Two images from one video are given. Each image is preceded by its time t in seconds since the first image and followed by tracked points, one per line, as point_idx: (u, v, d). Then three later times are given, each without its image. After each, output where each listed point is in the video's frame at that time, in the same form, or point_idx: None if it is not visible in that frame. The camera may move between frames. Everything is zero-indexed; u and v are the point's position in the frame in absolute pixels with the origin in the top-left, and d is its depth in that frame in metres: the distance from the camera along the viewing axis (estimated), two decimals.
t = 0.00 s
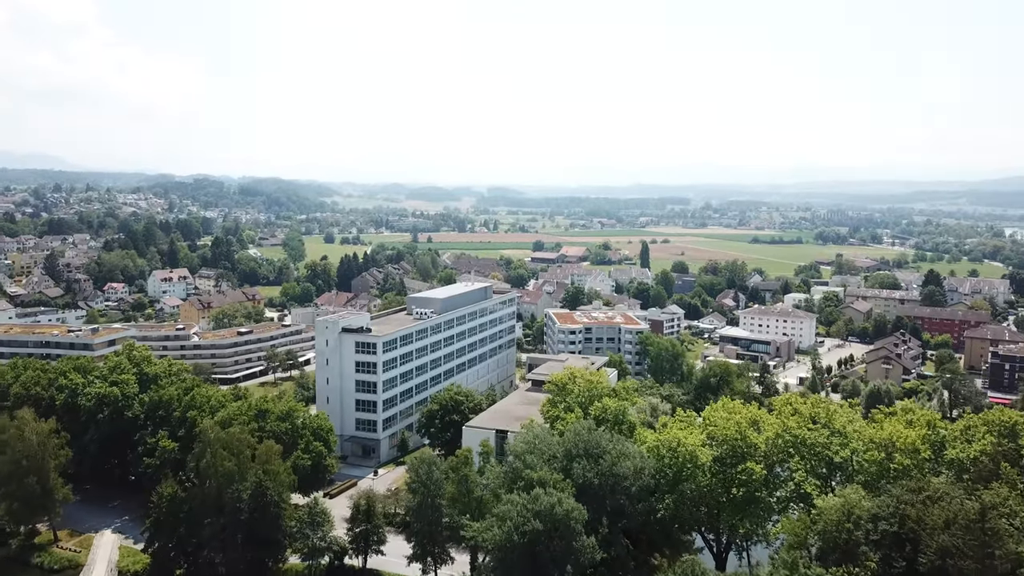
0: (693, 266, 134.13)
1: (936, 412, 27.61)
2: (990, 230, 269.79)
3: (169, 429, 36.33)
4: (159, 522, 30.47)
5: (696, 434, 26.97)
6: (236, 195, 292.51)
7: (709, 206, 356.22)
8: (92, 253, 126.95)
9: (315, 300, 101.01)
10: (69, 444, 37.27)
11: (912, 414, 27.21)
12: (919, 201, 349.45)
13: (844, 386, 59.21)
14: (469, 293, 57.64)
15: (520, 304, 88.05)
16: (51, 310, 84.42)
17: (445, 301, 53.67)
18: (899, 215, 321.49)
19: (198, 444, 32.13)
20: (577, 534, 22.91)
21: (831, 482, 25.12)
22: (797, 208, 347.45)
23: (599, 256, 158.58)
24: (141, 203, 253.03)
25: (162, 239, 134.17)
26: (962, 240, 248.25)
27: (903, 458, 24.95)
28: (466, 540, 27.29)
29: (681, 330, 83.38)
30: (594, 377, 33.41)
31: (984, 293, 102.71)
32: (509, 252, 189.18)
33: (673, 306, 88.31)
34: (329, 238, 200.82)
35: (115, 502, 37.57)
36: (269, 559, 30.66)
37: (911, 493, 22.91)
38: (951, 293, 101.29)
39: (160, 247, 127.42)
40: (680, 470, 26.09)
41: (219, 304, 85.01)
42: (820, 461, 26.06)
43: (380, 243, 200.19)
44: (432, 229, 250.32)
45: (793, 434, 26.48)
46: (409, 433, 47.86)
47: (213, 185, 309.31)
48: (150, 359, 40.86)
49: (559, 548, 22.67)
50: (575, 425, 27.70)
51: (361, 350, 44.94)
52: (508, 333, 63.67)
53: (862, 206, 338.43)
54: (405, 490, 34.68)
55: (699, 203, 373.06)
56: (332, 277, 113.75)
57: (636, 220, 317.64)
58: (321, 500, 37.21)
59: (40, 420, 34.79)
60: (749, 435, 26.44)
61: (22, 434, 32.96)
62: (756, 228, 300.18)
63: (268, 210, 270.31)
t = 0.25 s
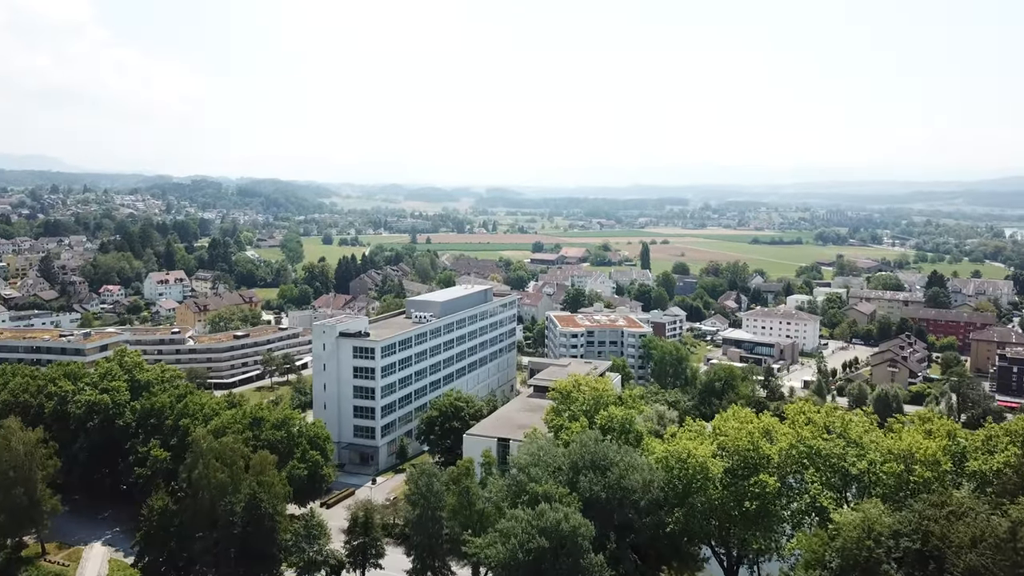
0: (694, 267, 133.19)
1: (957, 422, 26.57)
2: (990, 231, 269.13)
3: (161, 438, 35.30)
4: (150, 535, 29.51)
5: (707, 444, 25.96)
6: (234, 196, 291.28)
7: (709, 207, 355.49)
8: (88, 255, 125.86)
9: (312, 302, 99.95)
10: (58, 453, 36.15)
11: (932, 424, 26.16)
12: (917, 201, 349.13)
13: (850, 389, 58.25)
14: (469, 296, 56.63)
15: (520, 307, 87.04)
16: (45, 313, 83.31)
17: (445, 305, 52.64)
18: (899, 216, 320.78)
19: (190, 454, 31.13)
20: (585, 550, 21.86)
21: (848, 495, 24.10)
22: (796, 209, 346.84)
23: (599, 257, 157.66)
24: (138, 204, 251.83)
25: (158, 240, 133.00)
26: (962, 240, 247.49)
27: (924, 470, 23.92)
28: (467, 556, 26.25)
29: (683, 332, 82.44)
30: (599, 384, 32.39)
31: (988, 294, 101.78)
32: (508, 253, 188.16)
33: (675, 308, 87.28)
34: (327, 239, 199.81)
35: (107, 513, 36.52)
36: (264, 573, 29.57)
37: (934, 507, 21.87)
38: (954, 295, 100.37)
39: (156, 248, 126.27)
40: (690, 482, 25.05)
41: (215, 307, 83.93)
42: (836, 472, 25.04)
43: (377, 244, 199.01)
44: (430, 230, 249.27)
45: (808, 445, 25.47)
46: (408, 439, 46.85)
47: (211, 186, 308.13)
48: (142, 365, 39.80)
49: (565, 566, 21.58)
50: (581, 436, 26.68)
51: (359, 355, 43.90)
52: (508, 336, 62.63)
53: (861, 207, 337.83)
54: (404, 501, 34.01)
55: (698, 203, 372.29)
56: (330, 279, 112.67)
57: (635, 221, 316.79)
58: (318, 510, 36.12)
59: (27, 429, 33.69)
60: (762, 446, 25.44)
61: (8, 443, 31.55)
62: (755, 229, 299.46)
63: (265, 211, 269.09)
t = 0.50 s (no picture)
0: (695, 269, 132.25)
1: (979, 434, 25.57)
2: (991, 231, 268.59)
3: (152, 448, 34.26)
4: (140, 551, 28.45)
5: (718, 456, 24.89)
6: (232, 197, 290.05)
7: (708, 208, 354.73)
8: (84, 257, 124.76)
9: (310, 305, 98.89)
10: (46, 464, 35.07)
11: (953, 436, 25.19)
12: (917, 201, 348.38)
13: (857, 394, 57.25)
14: (469, 300, 55.59)
15: (520, 309, 86.02)
16: (39, 316, 82.23)
17: (444, 308, 51.62)
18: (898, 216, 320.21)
19: (181, 467, 30.08)
20: (593, 569, 20.84)
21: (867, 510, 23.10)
22: (796, 209, 346.27)
23: (599, 258, 156.69)
24: (136, 206, 250.57)
25: (154, 242, 131.85)
26: (963, 240, 246.84)
27: (946, 485, 22.93)
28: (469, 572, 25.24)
29: (685, 335, 81.44)
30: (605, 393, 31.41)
31: (992, 296, 100.93)
32: (508, 254, 187.09)
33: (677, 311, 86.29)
34: (326, 240, 198.72)
35: (96, 524, 35.41)
36: None
37: (960, 524, 20.87)
38: (958, 296, 99.50)
39: (152, 250, 125.11)
40: (702, 497, 24.04)
41: (211, 310, 82.83)
42: (853, 486, 24.03)
43: (376, 245, 197.90)
44: (429, 231, 248.23)
45: (824, 458, 24.44)
46: (407, 447, 45.81)
47: (208, 187, 306.78)
48: (133, 372, 38.73)
49: None
50: (587, 448, 25.70)
51: (357, 361, 42.86)
52: (509, 341, 61.62)
53: (861, 208, 337.35)
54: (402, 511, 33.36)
55: (697, 204, 371.64)
56: (328, 280, 111.59)
57: (634, 221, 315.94)
58: (313, 522, 35.10)
59: (13, 439, 32.59)
60: (776, 459, 24.39)
61: None
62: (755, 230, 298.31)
63: (263, 212, 267.88)
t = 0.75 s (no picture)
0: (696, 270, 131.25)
1: (1004, 447, 24.46)
2: (991, 232, 268.07)
3: (144, 458, 33.18)
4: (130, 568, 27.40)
5: (731, 469, 23.82)
6: (230, 199, 288.84)
7: (708, 208, 353.81)
8: (80, 259, 123.57)
9: (308, 307, 97.80)
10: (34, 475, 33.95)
11: (978, 450, 24.08)
12: (917, 201, 347.36)
13: (864, 398, 56.21)
14: (470, 303, 54.52)
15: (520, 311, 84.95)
16: (33, 319, 81.04)
17: (445, 312, 50.54)
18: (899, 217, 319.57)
19: (172, 480, 28.98)
20: None
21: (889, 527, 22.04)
22: (796, 210, 345.57)
23: (599, 259, 155.69)
24: (133, 207, 249.26)
25: (151, 243, 130.68)
26: (964, 241, 246.14)
27: (972, 502, 21.84)
28: None
29: (688, 338, 80.43)
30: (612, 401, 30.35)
31: (997, 297, 100.00)
32: (507, 255, 186.02)
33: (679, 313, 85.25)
34: (324, 242, 197.58)
35: (85, 536, 34.27)
36: None
37: (989, 545, 19.79)
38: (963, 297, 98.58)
39: (149, 252, 123.96)
40: (715, 512, 22.98)
41: (207, 313, 81.70)
42: (874, 501, 22.95)
43: (375, 247, 196.82)
44: (428, 232, 247.23)
45: (842, 471, 23.27)
46: (407, 454, 44.71)
47: (206, 188, 305.51)
48: (125, 379, 37.62)
49: None
50: (595, 460, 24.62)
51: (355, 367, 41.75)
52: (510, 344, 60.55)
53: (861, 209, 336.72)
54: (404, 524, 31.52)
55: (696, 205, 370.92)
56: (326, 282, 110.50)
57: (634, 222, 314.97)
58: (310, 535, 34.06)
59: None
60: (793, 472, 23.30)
61: None
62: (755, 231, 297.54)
63: (262, 213, 266.68)
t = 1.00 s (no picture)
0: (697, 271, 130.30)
1: None
2: (991, 232, 267.60)
3: (134, 468, 32.11)
4: None
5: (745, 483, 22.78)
6: (228, 200, 287.66)
7: (708, 209, 352.91)
8: (75, 261, 122.31)
9: (305, 310, 96.65)
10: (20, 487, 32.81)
11: (1004, 463, 23.00)
12: (917, 202, 346.80)
13: (872, 403, 55.20)
14: (470, 307, 53.46)
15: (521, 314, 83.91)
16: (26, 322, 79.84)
17: (444, 316, 49.47)
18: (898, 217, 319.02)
19: (162, 492, 27.91)
20: None
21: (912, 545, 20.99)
22: (795, 210, 344.84)
23: (599, 260, 154.68)
24: (131, 208, 247.86)
25: (147, 245, 129.51)
26: (965, 241, 245.46)
27: (1000, 520, 20.78)
28: None
29: (691, 340, 79.40)
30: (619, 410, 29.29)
31: (1001, 298, 99.10)
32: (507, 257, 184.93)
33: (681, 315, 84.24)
34: (323, 243, 196.37)
35: (73, 550, 33.11)
36: None
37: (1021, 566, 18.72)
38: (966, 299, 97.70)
39: (145, 253, 122.79)
40: (730, 529, 21.91)
41: (203, 316, 80.53)
42: (896, 517, 21.88)
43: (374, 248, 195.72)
44: (427, 233, 246.13)
45: (862, 484, 22.19)
46: (406, 462, 43.62)
47: (203, 189, 304.21)
48: (115, 387, 36.51)
49: None
50: (602, 474, 23.56)
51: (352, 373, 40.69)
52: (511, 348, 59.47)
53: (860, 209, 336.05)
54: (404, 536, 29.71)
55: (695, 206, 370.17)
56: (324, 284, 109.38)
57: (633, 223, 314.04)
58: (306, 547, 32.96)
59: None
60: (810, 486, 22.25)
61: None
62: (755, 231, 296.77)
63: (260, 214, 265.55)
